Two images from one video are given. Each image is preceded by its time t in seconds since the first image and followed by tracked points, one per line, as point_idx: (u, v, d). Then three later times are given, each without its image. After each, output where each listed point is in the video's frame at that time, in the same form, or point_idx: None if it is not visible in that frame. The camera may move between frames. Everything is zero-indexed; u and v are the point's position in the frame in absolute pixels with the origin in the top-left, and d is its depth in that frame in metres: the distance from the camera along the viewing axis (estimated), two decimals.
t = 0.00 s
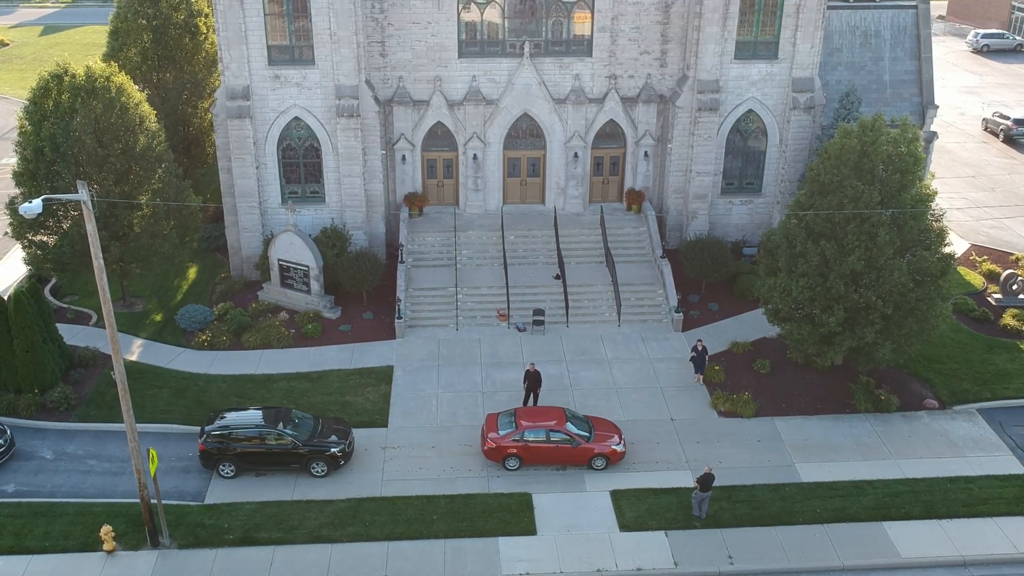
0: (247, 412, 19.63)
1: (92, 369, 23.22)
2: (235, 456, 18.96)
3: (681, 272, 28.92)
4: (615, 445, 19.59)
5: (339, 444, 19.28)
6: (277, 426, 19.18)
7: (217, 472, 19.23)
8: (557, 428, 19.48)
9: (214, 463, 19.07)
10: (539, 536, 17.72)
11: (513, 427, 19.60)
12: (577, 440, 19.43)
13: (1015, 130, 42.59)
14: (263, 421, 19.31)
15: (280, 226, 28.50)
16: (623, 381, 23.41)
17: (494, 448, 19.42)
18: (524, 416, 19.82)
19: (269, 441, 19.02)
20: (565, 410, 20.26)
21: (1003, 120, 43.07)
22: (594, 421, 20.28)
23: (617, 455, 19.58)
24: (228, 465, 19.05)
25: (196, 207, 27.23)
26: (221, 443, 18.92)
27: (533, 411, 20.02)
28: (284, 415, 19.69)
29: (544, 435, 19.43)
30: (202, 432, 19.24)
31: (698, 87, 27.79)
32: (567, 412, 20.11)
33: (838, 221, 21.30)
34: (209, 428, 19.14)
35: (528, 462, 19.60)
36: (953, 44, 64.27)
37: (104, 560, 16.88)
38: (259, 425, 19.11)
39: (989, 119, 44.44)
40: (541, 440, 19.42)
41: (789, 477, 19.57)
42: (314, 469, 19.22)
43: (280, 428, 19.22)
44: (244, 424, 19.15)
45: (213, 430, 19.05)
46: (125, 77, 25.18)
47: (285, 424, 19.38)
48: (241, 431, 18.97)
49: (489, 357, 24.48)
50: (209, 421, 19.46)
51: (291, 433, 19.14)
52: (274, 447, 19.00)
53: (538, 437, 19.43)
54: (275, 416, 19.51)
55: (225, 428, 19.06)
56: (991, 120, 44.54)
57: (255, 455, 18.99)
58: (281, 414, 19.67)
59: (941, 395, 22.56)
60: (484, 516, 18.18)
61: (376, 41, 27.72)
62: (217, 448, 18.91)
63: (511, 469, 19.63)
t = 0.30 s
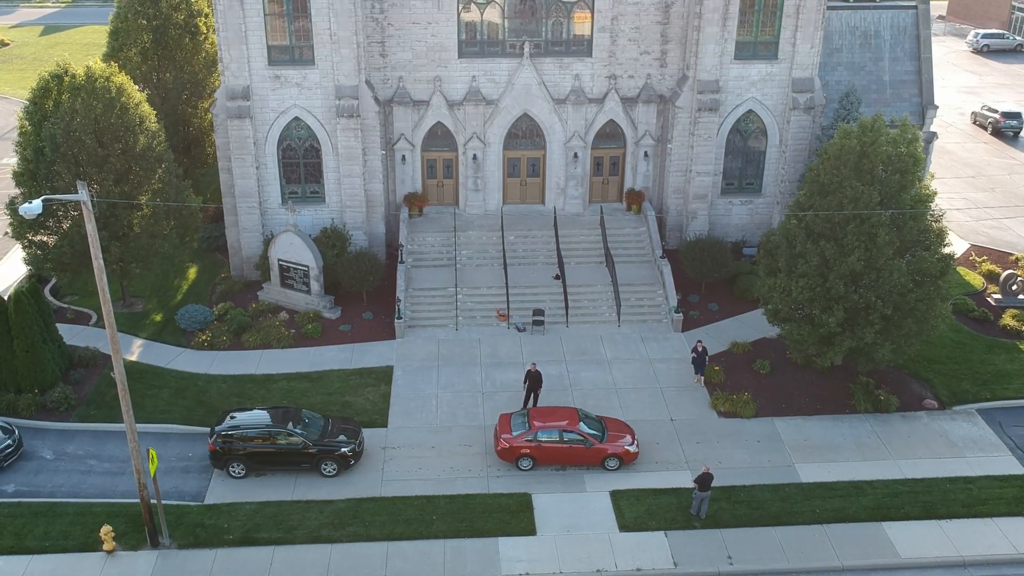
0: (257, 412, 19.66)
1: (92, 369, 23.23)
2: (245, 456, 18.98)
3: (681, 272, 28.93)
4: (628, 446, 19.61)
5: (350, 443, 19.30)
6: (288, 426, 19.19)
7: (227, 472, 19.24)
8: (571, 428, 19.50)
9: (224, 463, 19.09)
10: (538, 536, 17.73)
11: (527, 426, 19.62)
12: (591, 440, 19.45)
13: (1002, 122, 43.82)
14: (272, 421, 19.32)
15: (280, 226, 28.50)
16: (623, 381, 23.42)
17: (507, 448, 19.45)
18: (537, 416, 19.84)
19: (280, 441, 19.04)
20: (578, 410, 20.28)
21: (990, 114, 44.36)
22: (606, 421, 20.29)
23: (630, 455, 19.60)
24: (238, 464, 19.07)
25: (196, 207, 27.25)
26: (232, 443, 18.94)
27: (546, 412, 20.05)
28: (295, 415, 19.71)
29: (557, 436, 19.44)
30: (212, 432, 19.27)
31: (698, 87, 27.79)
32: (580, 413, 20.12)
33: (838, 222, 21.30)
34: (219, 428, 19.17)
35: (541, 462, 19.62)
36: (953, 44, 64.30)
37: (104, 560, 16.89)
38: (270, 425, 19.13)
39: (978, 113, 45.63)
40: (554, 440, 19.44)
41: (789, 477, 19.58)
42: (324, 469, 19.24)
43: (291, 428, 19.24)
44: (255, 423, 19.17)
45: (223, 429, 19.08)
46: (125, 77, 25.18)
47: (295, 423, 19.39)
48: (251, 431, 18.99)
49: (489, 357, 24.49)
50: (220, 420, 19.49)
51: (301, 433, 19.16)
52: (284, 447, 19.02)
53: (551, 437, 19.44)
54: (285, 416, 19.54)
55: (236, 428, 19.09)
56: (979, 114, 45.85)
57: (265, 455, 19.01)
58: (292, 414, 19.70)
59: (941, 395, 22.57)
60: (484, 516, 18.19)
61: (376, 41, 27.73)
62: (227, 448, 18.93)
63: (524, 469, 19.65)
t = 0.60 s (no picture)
0: (268, 412, 19.72)
1: (92, 369, 23.24)
2: (256, 456, 19.01)
3: (681, 272, 28.94)
4: (645, 446, 19.62)
5: (362, 443, 19.33)
6: (299, 426, 19.24)
7: (238, 472, 19.26)
8: (587, 428, 19.52)
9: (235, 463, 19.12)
10: (539, 536, 17.74)
11: (543, 427, 19.63)
12: (607, 440, 19.46)
13: (991, 115, 45.00)
14: (281, 421, 19.37)
15: (280, 226, 28.51)
16: (623, 381, 23.43)
17: (524, 448, 19.46)
18: (553, 417, 19.87)
19: (291, 441, 19.07)
20: (594, 411, 20.30)
21: (980, 107, 45.57)
22: (622, 421, 20.31)
23: (647, 455, 19.61)
24: (249, 465, 19.10)
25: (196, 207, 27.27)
26: (243, 443, 18.98)
27: (562, 412, 20.07)
28: (306, 415, 19.76)
29: (574, 436, 19.45)
30: (224, 432, 19.32)
31: (698, 87, 27.79)
32: (596, 413, 20.14)
33: (838, 222, 21.30)
34: (231, 428, 19.22)
35: (558, 463, 19.63)
36: (953, 44, 64.31)
37: (104, 560, 16.90)
38: (282, 425, 19.18)
39: (968, 107, 46.90)
40: (571, 441, 19.44)
41: (789, 478, 19.59)
42: (335, 469, 19.26)
43: (303, 428, 19.29)
44: (267, 424, 19.22)
45: (235, 430, 19.14)
46: (125, 77, 25.19)
47: (306, 424, 19.44)
48: (263, 431, 19.04)
49: (489, 357, 24.50)
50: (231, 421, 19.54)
51: (313, 433, 19.20)
52: (296, 447, 19.05)
53: (567, 437, 19.45)
54: (297, 416, 19.59)
55: (248, 428, 19.15)
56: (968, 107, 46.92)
57: (276, 455, 19.05)
58: (303, 414, 19.75)
59: (941, 395, 22.58)
60: (484, 516, 18.20)
61: (376, 41, 27.73)
62: (239, 448, 18.97)
63: (540, 469, 19.66)
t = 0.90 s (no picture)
0: (278, 412, 19.72)
1: (92, 369, 23.23)
2: (268, 456, 19.00)
3: (681, 272, 28.94)
4: (663, 446, 19.61)
5: (374, 443, 19.34)
6: (312, 426, 19.23)
7: (250, 472, 19.26)
8: (605, 428, 19.52)
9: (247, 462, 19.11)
10: (539, 536, 17.73)
11: (562, 427, 19.64)
12: (626, 440, 19.46)
13: (980, 108, 46.23)
14: (289, 421, 19.36)
15: (280, 226, 28.50)
16: (623, 381, 23.43)
17: (543, 448, 19.47)
18: (572, 417, 19.88)
19: (303, 441, 19.06)
20: (613, 411, 20.30)
21: (969, 101, 46.80)
22: (640, 422, 20.31)
23: (665, 455, 19.60)
24: (261, 465, 19.09)
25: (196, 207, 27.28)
26: (255, 443, 18.98)
27: (580, 412, 20.07)
28: (317, 415, 19.76)
29: (592, 436, 19.45)
30: (235, 432, 19.31)
31: (698, 87, 27.78)
32: (614, 414, 20.14)
33: (838, 222, 21.30)
34: (243, 428, 19.21)
35: (577, 463, 19.62)
36: (953, 44, 64.31)
37: (104, 560, 16.89)
38: (294, 425, 19.17)
39: (958, 102, 47.97)
40: (589, 441, 19.44)
41: (789, 478, 19.58)
42: (347, 469, 19.27)
43: (315, 428, 19.27)
44: (279, 423, 19.22)
45: (247, 430, 19.13)
46: (125, 77, 25.19)
47: (318, 424, 19.43)
48: (275, 431, 19.03)
49: (489, 357, 24.50)
50: (242, 421, 19.53)
51: (325, 433, 19.19)
52: (307, 447, 19.03)
53: (586, 437, 19.44)
54: (309, 416, 19.59)
55: (260, 428, 19.13)
56: (957, 102, 48.03)
57: (288, 454, 19.04)
58: (315, 414, 19.74)
59: (941, 395, 22.57)
60: (484, 516, 18.19)
61: (376, 41, 27.73)
62: (251, 448, 18.96)
63: (559, 469, 19.67)
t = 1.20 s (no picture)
0: (290, 412, 19.74)
1: (92, 369, 23.23)
2: (281, 456, 19.02)
3: (681, 272, 28.94)
4: (683, 446, 19.61)
5: (388, 442, 19.36)
6: (325, 425, 19.26)
7: (263, 472, 19.26)
8: (625, 428, 19.51)
9: (260, 462, 19.12)
10: (539, 536, 17.72)
11: (582, 427, 19.64)
12: (646, 440, 19.45)
13: (970, 103, 47.06)
14: (298, 421, 19.38)
15: (280, 226, 28.50)
16: (623, 381, 23.43)
17: (563, 448, 19.47)
18: (591, 417, 19.87)
19: (316, 441, 19.09)
20: (632, 411, 20.30)
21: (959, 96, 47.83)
22: (660, 422, 20.32)
23: (685, 455, 19.59)
24: (274, 464, 19.11)
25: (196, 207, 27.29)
26: (268, 443, 18.99)
27: (600, 412, 20.07)
28: (330, 414, 19.80)
29: (613, 436, 19.44)
30: (248, 432, 19.32)
31: (698, 87, 27.78)
32: (634, 413, 20.14)
33: (838, 222, 21.29)
34: (256, 428, 19.22)
35: (597, 463, 19.62)
36: (953, 44, 64.26)
37: (105, 560, 16.88)
38: (307, 424, 19.20)
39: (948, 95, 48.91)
40: (609, 440, 19.43)
41: (789, 478, 19.57)
42: (360, 468, 19.29)
43: (328, 428, 19.31)
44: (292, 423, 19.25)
45: (260, 430, 19.14)
46: (126, 77, 25.18)
47: (330, 423, 19.46)
48: (288, 430, 19.06)
49: (489, 357, 24.49)
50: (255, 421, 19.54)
51: (338, 433, 19.22)
52: (320, 447, 19.06)
53: (607, 437, 19.43)
54: (321, 416, 19.62)
55: (272, 428, 19.15)
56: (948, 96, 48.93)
57: (301, 454, 19.06)
58: (328, 414, 19.78)
59: (941, 395, 22.57)
60: (485, 516, 18.18)
61: (376, 41, 27.72)
62: (264, 448, 18.98)
63: (579, 469, 19.68)
